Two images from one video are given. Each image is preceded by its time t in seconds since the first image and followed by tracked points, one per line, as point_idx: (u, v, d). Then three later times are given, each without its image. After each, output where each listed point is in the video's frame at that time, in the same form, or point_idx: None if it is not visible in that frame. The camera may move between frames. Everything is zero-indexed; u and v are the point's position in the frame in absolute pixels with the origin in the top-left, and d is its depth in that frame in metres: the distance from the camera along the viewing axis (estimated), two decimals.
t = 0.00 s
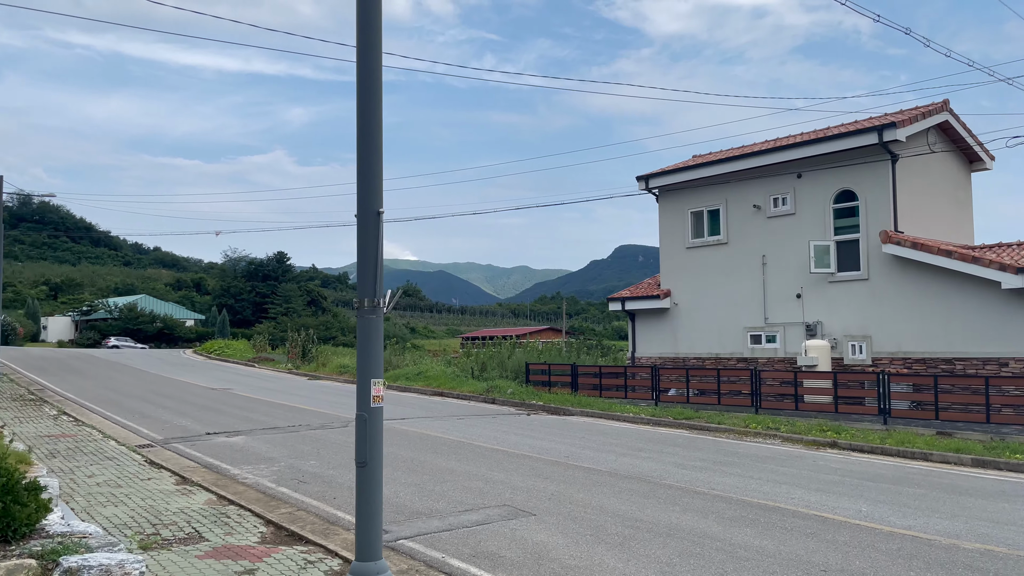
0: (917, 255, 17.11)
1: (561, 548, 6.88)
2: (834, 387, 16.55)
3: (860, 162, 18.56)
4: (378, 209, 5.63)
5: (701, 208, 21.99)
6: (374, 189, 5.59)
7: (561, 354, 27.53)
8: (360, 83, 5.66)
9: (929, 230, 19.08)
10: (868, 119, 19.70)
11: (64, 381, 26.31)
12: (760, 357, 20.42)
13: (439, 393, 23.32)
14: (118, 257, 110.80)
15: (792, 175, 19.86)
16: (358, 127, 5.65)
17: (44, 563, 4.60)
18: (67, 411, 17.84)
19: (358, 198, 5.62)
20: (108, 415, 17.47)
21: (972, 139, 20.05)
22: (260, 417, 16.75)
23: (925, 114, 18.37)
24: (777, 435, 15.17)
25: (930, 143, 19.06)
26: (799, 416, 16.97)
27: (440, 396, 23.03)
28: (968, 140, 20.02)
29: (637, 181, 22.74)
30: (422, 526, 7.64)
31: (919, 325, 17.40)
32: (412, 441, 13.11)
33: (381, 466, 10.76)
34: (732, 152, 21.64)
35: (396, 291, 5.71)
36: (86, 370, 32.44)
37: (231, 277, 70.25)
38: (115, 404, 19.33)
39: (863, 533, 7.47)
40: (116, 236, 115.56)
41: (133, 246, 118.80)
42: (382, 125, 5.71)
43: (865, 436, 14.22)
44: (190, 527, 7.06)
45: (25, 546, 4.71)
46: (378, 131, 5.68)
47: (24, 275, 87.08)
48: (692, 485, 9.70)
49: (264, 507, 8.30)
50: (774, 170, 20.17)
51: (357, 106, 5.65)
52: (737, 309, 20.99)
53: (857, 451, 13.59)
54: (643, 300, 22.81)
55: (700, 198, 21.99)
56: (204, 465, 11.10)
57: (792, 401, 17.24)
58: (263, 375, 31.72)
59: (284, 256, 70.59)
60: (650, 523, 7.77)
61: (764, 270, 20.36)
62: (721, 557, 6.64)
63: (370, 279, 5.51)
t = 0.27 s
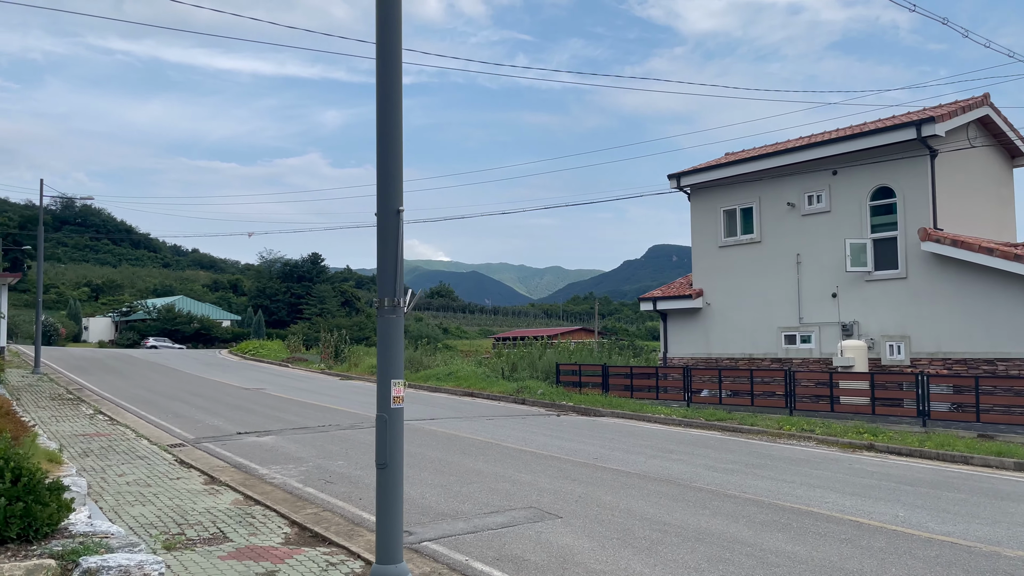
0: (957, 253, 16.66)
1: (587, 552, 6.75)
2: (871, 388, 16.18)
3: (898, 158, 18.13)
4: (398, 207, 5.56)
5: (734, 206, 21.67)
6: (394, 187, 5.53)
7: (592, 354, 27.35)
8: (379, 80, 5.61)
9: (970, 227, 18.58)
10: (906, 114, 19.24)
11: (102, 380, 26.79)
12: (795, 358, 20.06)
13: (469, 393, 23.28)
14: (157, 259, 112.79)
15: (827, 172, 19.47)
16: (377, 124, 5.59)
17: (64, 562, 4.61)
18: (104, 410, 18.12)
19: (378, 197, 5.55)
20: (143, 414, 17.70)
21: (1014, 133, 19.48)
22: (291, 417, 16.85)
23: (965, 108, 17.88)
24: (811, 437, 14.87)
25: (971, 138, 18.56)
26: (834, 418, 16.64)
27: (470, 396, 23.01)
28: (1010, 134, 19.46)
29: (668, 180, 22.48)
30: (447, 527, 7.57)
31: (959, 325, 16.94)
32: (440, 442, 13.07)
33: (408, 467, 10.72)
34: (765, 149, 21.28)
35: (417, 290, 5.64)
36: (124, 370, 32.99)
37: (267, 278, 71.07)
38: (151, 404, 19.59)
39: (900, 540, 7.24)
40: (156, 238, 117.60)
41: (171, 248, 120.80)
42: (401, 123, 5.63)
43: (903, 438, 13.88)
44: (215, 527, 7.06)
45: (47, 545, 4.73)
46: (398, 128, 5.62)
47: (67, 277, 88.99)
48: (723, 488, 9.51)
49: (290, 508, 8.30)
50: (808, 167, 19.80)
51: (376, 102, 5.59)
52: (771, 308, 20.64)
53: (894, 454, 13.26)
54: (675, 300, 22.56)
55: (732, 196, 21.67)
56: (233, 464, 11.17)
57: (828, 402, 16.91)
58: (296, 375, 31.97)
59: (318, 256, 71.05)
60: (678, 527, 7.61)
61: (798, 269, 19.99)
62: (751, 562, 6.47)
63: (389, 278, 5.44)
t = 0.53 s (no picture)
0: (991, 248, 16.24)
1: (608, 552, 6.61)
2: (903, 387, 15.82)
3: (930, 152, 17.72)
4: (413, 199, 5.45)
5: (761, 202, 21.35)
6: (409, 180, 5.42)
7: (617, 352, 27.14)
8: (394, 70, 5.50)
9: (1005, 222, 18.11)
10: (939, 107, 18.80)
11: (131, 378, 27.11)
12: (824, 356, 19.71)
13: (494, 391, 23.20)
14: (187, 258, 114.23)
15: (857, 166, 19.09)
16: (392, 115, 5.48)
17: (75, 558, 4.56)
18: (131, 407, 18.28)
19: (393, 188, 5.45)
20: (170, 411, 17.81)
21: None
22: (315, 414, 16.88)
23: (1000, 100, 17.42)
24: (841, 437, 14.56)
25: (1006, 130, 18.08)
26: (865, 417, 16.30)
27: (494, 394, 22.91)
28: None
29: (694, 175, 22.20)
30: (466, 526, 7.46)
31: (994, 322, 16.51)
32: (462, 440, 12.98)
33: (429, 465, 10.64)
34: (794, 144, 20.93)
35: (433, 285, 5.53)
36: (153, 367, 33.37)
37: (295, 277, 71.64)
38: (177, 401, 19.74)
39: (932, 542, 7.00)
40: (186, 238, 119.06)
41: (201, 247, 122.26)
42: (417, 113, 5.53)
43: (936, 438, 13.54)
44: (232, 523, 7.02)
45: (59, 540, 4.68)
46: (413, 119, 5.51)
47: (99, 276, 90.39)
48: (748, 488, 9.31)
49: (309, 505, 8.25)
50: (838, 161, 19.43)
51: (391, 93, 5.48)
52: (800, 306, 20.31)
53: (927, 455, 12.93)
54: (701, 297, 22.29)
55: (760, 191, 21.35)
56: (255, 461, 11.17)
57: (858, 401, 16.56)
58: (322, 372, 32.12)
59: (346, 256, 72.01)
60: (702, 527, 7.44)
61: (828, 266, 19.63)
62: (776, 564, 6.29)
63: (405, 271, 5.34)
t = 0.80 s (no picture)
0: None
1: (627, 553, 6.46)
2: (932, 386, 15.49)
3: (961, 145, 17.32)
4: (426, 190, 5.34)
5: (786, 197, 21.03)
6: (422, 171, 5.30)
7: (639, 350, 26.91)
8: (407, 59, 5.39)
9: None
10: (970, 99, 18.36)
11: (156, 375, 27.38)
12: (851, 354, 19.37)
13: (515, 389, 23.10)
14: (214, 256, 115.36)
15: (885, 161, 18.72)
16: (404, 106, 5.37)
17: (84, 553, 4.52)
18: (155, 403, 18.42)
19: (406, 180, 5.34)
20: (192, 407, 17.92)
21: None
22: (335, 411, 16.88)
23: None
24: (868, 436, 14.27)
25: None
26: (892, 416, 15.98)
27: (516, 392, 22.82)
28: None
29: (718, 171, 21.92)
30: (482, 524, 7.35)
31: None
32: (482, 437, 12.88)
33: (447, 462, 10.56)
34: (820, 138, 20.58)
35: (447, 279, 5.41)
36: (177, 364, 33.67)
37: (319, 275, 72.07)
38: (200, 397, 19.86)
39: (963, 545, 6.78)
40: (213, 236, 120.33)
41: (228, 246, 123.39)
42: (430, 103, 5.41)
43: (966, 438, 13.22)
44: (247, 521, 6.97)
45: (68, 536, 4.64)
46: (426, 108, 5.40)
47: (128, 274, 91.54)
48: (772, 488, 9.11)
49: (325, 502, 8.19)
50: (865, 156, 19.06)
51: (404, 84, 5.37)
52: (826, 303, 19.98)
53: (958, 455, 12.62)
54: (725, 294, 22.01)
55: (785, 187, 21.03)
56: (274, 457, 11.16)
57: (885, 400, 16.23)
58: (345, 370, 32.23)
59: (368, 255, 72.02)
60: (723, 528, 7.27)
61: (854, 262, 19.29)
62: (800, 566, 6.11)
63: (417, 265, 5.23)
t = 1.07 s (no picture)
0: None
1: (643, 556, 6.32)
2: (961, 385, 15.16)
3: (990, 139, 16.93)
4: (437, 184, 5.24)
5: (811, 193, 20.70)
6: (433, 165, 5.20)
7: (661, 348, 26.67)
8: (418, 50, 5.29)
9: None
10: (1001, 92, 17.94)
11: (179, 372, 27.60)
12: (877, 353, 19.03)
13: (535, 387, 22.98)
14: (239, 254, 116.33)
15: (912, 156, 18.35)
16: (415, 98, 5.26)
17: (91, 553, 4.48)
18: (176, 400, 18.52)
19: (416, 173, 5.24)
20: (213, 404, 17.99)
21: None
22: (354, 408, 16.86)
23: None
24: (894, 437, 13.97)
25: None
26: (919, 417, 15.65)
27: (536, 390, 22.70)
28: None
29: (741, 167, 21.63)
30: (497, 525, 7.25)
31: None
32: (500, 436, 12.77)
33: (464, 461, 10.46)
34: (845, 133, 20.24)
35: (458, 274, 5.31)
36: (200, 362, 33.96)
37: (342, 274, 72.42)
38: (221, 394, 19.96)
39: (993, 551, 6.55)
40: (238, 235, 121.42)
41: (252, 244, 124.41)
42: (441, 94, 5.30)
43: (995, 439, 12.90)
44: (260, 519, 6.92)
45: (75, 535, 4.61)
46: (438, 100, 5.29)
47: (154, 272, 92.59)
48: (795, 490, 8.91)
49: (339, 501, 8.13)
50: (891, 151, 18.71)
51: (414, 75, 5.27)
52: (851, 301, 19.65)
53: (987, 457, 12.31)
54: (748, 292, 21.73)
55: (809, 183, 20.70)
56: (291, 455, 11.14)
57: (912, 400, 15.90)
58: (366, 367, 32.30)
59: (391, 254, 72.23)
60: (744, 530, 7.10)
61: (881, 259, 18.94)
62: (823, 572, 5.92)
63: (427, 260, 5.13)
